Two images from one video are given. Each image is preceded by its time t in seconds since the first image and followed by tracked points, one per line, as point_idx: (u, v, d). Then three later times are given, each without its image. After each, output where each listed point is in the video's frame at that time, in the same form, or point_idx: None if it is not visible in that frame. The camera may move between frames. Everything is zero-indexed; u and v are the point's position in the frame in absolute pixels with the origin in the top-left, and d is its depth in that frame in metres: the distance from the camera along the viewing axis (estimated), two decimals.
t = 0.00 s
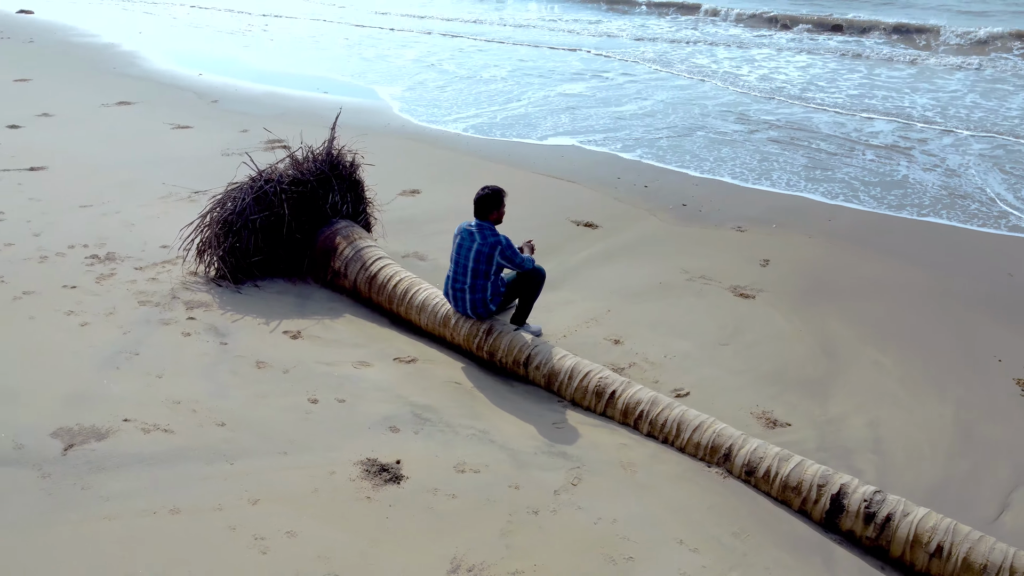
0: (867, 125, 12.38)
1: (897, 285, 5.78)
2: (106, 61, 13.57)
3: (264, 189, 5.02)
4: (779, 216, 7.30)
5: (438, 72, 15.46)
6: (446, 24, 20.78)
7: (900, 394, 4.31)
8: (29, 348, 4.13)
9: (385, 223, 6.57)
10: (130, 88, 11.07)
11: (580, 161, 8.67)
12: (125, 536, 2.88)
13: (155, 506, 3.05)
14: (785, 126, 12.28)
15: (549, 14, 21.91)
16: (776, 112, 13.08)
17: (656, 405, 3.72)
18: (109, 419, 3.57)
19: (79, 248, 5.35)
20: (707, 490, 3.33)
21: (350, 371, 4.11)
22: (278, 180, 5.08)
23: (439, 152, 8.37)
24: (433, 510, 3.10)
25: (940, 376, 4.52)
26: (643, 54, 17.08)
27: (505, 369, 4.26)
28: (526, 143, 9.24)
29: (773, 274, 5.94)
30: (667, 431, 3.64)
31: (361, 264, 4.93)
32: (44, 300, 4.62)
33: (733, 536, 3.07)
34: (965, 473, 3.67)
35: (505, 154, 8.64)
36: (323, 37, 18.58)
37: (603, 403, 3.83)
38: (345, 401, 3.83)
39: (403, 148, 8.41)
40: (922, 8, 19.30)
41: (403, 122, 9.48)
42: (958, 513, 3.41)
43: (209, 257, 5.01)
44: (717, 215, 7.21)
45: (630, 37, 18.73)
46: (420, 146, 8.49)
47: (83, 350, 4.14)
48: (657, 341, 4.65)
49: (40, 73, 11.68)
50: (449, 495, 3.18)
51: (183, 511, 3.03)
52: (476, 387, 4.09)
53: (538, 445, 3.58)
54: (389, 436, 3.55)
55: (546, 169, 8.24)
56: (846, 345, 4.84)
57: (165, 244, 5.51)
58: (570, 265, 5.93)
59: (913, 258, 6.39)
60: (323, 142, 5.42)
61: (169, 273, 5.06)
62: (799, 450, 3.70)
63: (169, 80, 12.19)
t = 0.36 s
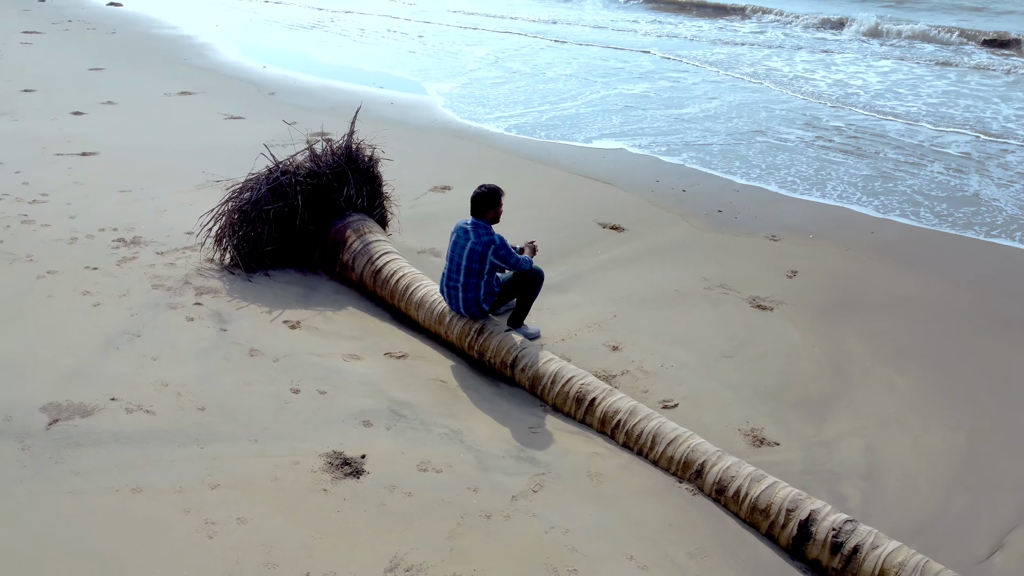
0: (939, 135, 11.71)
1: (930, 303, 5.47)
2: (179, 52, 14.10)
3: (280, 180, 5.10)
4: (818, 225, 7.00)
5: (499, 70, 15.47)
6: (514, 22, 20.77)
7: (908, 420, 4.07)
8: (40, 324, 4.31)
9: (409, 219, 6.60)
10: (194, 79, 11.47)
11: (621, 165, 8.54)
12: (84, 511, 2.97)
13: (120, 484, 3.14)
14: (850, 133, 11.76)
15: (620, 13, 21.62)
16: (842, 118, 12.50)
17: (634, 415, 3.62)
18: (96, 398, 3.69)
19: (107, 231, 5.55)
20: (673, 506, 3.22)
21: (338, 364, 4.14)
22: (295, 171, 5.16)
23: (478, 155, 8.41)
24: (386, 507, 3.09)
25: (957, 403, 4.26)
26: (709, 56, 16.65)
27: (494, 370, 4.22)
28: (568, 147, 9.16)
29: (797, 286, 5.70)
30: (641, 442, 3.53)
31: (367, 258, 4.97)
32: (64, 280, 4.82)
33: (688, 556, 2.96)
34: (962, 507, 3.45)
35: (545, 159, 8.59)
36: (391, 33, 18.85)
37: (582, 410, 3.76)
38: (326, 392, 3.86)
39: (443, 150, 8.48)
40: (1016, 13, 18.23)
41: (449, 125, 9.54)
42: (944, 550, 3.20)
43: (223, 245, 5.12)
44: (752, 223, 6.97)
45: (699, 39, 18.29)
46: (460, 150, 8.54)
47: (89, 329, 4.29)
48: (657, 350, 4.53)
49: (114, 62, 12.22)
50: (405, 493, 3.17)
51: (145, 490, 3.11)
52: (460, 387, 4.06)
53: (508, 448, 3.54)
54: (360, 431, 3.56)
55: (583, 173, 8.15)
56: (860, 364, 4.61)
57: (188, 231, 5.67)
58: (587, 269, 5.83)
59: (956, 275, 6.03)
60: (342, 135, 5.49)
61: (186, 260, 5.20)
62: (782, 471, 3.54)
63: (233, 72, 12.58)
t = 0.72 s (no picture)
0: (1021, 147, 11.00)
1: (967, 327, 5.15)
2: (252, 44, 14.55)
3: (299, 171, 5.18)
4: (863, 237, 6.68)
5: (563, 68, 15.37)
6: (587, 21, 20.58)
7: (914, 450, 3.84)
8: (58, 301, 4.50)
9: (437, 214, 6.61)
10: (260, 70, 11.81)
11: (665, 172, 8.37)
12: (55, 483, 3.09)
13: (94, 460, 3.25)
14: (922, 141, 11.16)
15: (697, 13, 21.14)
16: (916, 127, 11.80)
17: (611, 424, 3.53)
18: (94, 375, 3.83)
19: (141, 216, 5.76)
20: (634, 521, 3.13)
21: (331, 355, 4.19)
22: (315, 163, 5.24)
23: (519, 156, 8.38)
24: (342, 500, 3.11)
25: (973, 436, 3.99)
26: (782, 60, 16.06)
27: (484, 371, 4.19)
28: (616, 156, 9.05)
29: (827, 300, 5.46)
30: (615, 453, 3.45)
31: (378, 252, 5.01)
32: (91, 260, 5.02)
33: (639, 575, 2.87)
34: (953, 547, 3.23)
35: (588, 161, 8.49)
36: (462, 30, 18.98)
37: (561, 416, 3.69)
38: (312, 383, 3.91)
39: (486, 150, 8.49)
40: None
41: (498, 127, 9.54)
42: None
43: (242, 233, 5.23)
44: (791, 233, 6.71)
45: (774, 43, 17.68)
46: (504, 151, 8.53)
47: (102, 309, 4.46)
48: (657, 359, 4.41)
49: (188, 53, 12.70)
50: (364, 488, 3.18)
51: (117, 466, 3.22)
52: (447, 385, 4.04)
53: (480, 450, 3.50)
54: (335, 423, 3.59)
55: (622, 176, 8.01)
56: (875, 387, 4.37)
57: (218, 219, 5.83)
58: (607, 272, 5.71)
59: (1004, 297, 5.65)
60: (365, 129, 5.54)
61: (208, 246, 5.35)
62: (761, 493, 3.39)
63: (299, 64, 12.89)
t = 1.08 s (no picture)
0: None
1: (1006, 352, 4.81)
2: (325, 37, 14.90)
3: (322, 162, 5.26)
4: (911, 253, 6.34)
5: (631, 67, 15.16)
6: (664, 20, 20.23)
7: (916, 479, 3.61)
8: (82, 279, 4.70)
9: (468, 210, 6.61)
10: (326, 62, 12.08)
11: (712, 176, 8.14)
12: (36, 451, 3.22)
13: (78, 432, 3.38)
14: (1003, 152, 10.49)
15: (779, 12, 20.45)
16: (997, 139, 11.08)
17: (586, 432, 3.45)
18: (97, 351, 3.99)
19: (177, 200, 5.96)
20: (591, 532, 3.05)
21: (326, 345, 4.23)
22: (337, 155, 5.31)
23: (563, 155, 8.30)
24: (302, 489, 3.14)
25: (986, 469, 3.72)
26: (863, 64, 15.38)
27: (476, 370, 4.17)
28: (664, 158, 8.86)
29: (857, 316, 5.19)
30: (585, 461, 3.37)
31: (391, 245, 5.04)
32: (121, 241, 5.23)
33: None
34: None
35: (633, 162, 8.35)
36: (535, 28, 18.95)
37: (540, 420, 3.63)
38: (301, 371, 3.96)
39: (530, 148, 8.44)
40: None
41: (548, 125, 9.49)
42: None
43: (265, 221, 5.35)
44: (833, 245, 6.42)
45: (855, 46, 16.92)
46: (548, 149, 8.47)
47: (121, 288, 4.64)
48: (657, 368, 4.29)
49: (261, 45, 13.10)
50: (327, 479, 3.21)
51: (97, 439, 3.34)
52: (435, 381, 4.03)
53: (451, 449, 3.48)
54: (314, 413, 3.63)
55: (665, 179, 7.83)
56: (887, 410, 4.12)
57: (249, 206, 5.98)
58: (628, 275, 5.59)
59: None
60: (392, 123, 5.58)
61: (234, 232, 5.49)
62: (734, 513, 3.25)
63: (366, 58, 13.12)
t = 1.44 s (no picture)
0: None
1: None
2: (395, 32, 15.11)
3: (344, 154, 5.34)
4: (958, 271, 5.98)
5: (701, 69, 14.84)
6: (743, 21, 19.71)
7: (909, 509, 3.41)
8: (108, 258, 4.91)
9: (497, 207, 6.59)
10: (389, 57, 12.25)
11: (760, 183, 7.88)
12: (27, 420, 3.38)
13: (70, 404, 3.53)
14: None
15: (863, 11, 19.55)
16: None
17: (557, 436, 3.40)
18: (106, 328, 4.15)
19: (214, 187, 6.16)
20: (545, 538, 3.01)
21: (324, 334, 4.29)
22: (360, 148, 5.38)
23: (607, 155, 8.18)
24: (266, 474, 3.19)
25: (990, 504, 3.48)
26: (949, 71, 14.60)
27: (468, 367, 4.16)
28: (713, 162, 8.64)
29: (883, 334, 4.94)
30: (552, 467, 3.32)
31: (404, 239, 5.08)
32: (152, 224, 5.43)
33: None
34: None
35: (679, 165, 8.16)
36: (609, 27, 18.75)
37: (516, 422, 3.59)
38: (293, 358, 4.03)
39: (575, 147, 8.36)
40: None
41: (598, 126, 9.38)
42: None
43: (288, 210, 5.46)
44: (874, 259, 6.13)
45: (943, 52, 16.07)
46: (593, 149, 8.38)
47: (142, 268, 4.82)
48: (653, 376, 4.18)
49: (330, 38, 13.39)
50: (292, 466, 3.25)
51: (86, 412, 3.48)
52: (424, 376, 4.04)
53: (422, 444, 3.48)
54: (296, 400, 3.69)
55: (708, 182, 7.62)
56: (893, 434, 3.91)
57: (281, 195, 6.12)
58: (648, 280, 5.47)
59: None
60: (417, 117, 5.63)
61: (260, 220, 5.63)
62: (700, 530, 3.14)
63: (430, 53, 13.25)
